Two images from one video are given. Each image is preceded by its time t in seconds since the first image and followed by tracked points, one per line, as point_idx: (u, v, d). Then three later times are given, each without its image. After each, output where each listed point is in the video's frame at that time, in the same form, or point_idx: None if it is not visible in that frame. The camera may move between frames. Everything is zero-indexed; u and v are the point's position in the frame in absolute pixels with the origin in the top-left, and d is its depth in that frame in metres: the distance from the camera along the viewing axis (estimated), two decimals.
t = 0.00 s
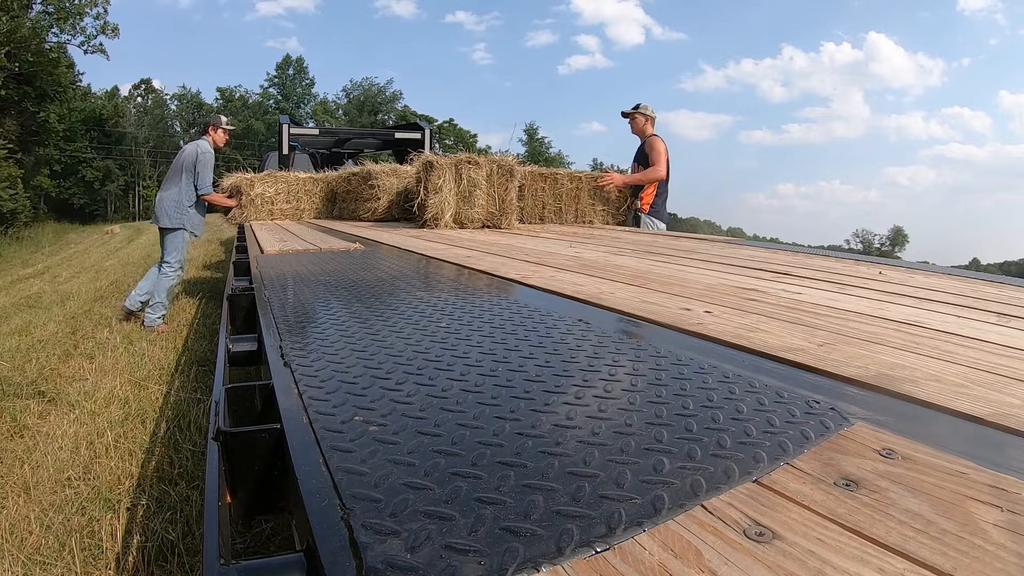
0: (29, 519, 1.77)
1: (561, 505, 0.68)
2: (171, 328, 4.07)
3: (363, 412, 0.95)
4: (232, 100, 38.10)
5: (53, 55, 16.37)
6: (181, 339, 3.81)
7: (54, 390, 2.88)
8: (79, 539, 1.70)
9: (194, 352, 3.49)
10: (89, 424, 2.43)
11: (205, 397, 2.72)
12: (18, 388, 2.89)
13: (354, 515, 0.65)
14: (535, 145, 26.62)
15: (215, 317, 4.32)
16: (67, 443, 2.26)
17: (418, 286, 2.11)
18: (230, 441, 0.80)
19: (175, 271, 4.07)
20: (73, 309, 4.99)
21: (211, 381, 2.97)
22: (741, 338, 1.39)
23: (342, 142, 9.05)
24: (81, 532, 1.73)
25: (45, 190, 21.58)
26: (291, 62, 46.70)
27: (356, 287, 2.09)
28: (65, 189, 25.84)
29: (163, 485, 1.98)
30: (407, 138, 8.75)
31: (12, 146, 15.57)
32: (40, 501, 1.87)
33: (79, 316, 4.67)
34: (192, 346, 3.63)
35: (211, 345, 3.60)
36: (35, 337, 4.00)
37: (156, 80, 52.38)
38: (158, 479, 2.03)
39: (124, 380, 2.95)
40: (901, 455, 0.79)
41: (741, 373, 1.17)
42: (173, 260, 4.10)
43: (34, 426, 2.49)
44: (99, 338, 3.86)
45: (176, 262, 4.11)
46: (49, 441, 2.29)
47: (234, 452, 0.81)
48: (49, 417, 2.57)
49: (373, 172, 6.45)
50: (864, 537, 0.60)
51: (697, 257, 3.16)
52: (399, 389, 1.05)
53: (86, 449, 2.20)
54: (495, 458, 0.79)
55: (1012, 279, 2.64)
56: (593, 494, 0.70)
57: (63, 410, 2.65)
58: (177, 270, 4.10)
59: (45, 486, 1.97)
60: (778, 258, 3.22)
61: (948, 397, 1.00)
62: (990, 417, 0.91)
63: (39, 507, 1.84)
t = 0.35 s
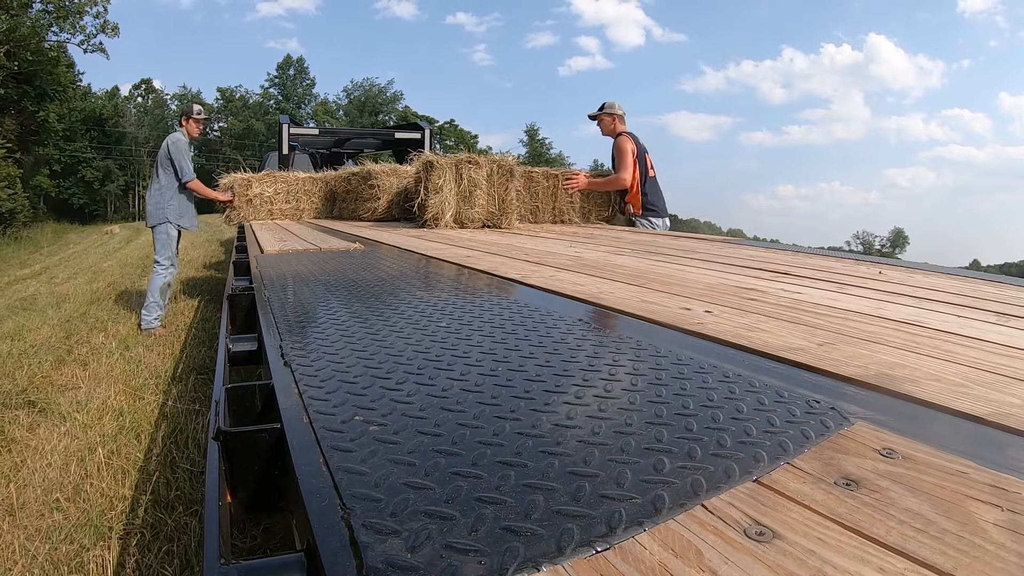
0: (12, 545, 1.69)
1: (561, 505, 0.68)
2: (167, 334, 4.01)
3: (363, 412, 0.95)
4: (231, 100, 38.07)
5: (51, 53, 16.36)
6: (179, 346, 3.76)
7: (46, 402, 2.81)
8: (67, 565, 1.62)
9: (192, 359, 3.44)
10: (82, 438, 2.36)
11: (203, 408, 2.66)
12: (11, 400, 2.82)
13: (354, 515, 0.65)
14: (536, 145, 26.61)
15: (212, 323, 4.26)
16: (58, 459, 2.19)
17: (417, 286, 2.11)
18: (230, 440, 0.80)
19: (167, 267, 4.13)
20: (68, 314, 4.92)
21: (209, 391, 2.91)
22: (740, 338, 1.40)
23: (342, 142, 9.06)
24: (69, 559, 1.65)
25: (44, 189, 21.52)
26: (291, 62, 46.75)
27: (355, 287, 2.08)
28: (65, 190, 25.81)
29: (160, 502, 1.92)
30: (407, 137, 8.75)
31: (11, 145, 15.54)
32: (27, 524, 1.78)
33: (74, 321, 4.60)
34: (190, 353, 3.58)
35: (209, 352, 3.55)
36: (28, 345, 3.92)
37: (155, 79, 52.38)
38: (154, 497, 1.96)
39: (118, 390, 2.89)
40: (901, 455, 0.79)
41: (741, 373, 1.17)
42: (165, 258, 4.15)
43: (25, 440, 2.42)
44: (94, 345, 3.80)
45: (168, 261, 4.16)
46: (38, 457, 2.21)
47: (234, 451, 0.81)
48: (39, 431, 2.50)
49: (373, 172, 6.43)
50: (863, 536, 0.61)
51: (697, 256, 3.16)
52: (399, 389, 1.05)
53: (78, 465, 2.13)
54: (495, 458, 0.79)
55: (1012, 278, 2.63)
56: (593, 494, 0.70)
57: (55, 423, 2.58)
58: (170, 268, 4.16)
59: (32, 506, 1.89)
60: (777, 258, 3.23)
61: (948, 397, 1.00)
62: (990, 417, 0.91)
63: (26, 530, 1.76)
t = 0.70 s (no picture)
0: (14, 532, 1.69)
1: (561, 505, 0.68)
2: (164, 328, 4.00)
3: (363, 412, 0.95)
4: (231, 99, 37.95)
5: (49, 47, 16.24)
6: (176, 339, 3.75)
7: (39, 392, 2.79)
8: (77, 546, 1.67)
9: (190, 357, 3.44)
10: (79, 426, 2.36)
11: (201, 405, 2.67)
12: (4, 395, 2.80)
13: (353, 515, 0.65)
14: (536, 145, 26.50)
15: (210, 321, 4.27)
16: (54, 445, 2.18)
17: (417, 285, 2.11)
18: (231, 440, 0.80)
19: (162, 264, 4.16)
20: (61, 309, 4.90)
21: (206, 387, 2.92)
22: (740, 338, 1.40)
23: (342, 143, 9.07)
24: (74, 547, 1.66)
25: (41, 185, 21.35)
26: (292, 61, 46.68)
27: (355, 287, 2.08)
28: (63, 187, 25.67)
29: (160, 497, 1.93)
30: (407, 137, 8.76)
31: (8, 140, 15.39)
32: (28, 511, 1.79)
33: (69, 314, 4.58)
34: (188, 349, 3.58)
35: (207, 351, 3.56)
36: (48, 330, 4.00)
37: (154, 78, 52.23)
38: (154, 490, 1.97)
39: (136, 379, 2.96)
40: (901, 456, 0.79)
41: (740, 373, 1.17)
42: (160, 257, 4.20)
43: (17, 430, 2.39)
44: (88, 336, 3.78)
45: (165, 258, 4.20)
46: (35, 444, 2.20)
47: (234, 451, 0.81)
48: (35, 419, 2.48)
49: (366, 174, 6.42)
50: (864, 537, 0.60)
51: (697, 257, 3.17)
52: (399, 389, 1.05)
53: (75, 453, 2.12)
54: (495, 458, 0.79)
55: (1011, 279, 2.64)
56: (593, 495, 0.70)
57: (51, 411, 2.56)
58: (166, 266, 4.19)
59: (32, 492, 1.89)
60: (777, 259, 3.23)
61: (948, 398, 1.01)
62: (989, 418, 0.91)
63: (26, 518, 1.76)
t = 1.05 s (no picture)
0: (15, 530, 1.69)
1: (561, 505, 0.68)
2: (165, 329, 4.00)
3: (363, 412, 0.95)
4: (231, 97, 37.82)
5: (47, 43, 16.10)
6: (177, 340, 3.74)
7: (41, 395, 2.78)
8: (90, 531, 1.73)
9: (191, 357, 3.44)
10: (90, 422, 2.42)
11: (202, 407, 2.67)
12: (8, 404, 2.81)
13: (353, 515, 0.65)
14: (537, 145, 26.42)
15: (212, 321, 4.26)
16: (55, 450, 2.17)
17: (417, 285, 2.10)
18: (231, 440, 0.80)
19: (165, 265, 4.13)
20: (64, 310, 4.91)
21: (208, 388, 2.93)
22: (741, 338, 1.40)
23: (342, 142, 9.05)
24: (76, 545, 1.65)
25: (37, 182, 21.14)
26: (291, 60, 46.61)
27: (355, 286, 2.08)
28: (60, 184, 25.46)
29: (160, 502, 1.92)
30: (407, 137, 8.75)
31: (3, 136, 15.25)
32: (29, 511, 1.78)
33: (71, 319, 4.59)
34: (189, 349, 3.58)
35: (209, 350, 3.55)
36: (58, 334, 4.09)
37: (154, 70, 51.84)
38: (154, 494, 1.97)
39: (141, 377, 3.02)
40: (901, 455, 0.79)
41: (741, 373, 1.17)
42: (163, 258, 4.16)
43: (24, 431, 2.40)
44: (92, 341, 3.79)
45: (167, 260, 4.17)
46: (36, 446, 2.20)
47: (234, 451, 0.81)
48: (35, 421, 2.48)
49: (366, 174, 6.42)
50: (864, 537, 0.60)
51: (697, 257, 3.16)
52: (398, 389, 1.05)
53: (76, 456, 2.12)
54: (495, 458, 0.79)
55: (1011, 280, 2.64)
56: (593, 494, 0.70)
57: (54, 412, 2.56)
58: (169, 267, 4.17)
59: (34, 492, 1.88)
60: (777, 258, 3.22)
61: (948, 397, 1.00)
62: (990, 418, 0.91)
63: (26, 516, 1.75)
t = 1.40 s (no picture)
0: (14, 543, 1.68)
1: (561, 504, 0.68)
2: (166, 332, 3.97)
3: (363, 411, 0.95)
4: (230, 97, 37.73)
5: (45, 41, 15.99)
6: (178, 343, 3.72)
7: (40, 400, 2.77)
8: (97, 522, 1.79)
9: (193, 357, 3.47)
10: (94, 422, 2.48)
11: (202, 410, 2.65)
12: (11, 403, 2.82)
13: (353, 514, 0.65)
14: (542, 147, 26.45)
15: (213, 324, 4.23)
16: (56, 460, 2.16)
17: (417, 286, 2.10)
18: (231, 439, 0.80)
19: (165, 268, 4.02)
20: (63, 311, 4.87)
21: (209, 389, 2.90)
22: (741, 338, 1.39)
23: (342, 142, 9.05)
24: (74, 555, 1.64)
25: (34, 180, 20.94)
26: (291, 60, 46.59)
27: (355, 287, 2.07)
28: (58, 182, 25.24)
29: (161, 507, 1.91)
30: (407, 137, 8.75)
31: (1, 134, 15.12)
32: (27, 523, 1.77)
33: (71, 320, 4.56)
34: (189, 352, 3.56)
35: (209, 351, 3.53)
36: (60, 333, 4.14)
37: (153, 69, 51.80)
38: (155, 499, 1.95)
39: (144, 375, 3.08)
40: (901, 455, 0.79)
41: (741, 373, 1.17)
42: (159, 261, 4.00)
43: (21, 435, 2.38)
44: (92, 343, 3.76)
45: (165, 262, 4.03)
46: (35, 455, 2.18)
47: (234, 451, 0.81)
48: (43, 418, 2.54)
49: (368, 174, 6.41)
50: (863, 537, 0.61)
51: (697, 257, 3.16)
52: (398, 389, 1.05)
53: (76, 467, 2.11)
54: (495, 458, 0.79)
55: (1010, 280, 2.64)
56: (593, 494, 0.70)
57: (53, 416, 2.55)
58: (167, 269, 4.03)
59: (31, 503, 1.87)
60: (777, 258, 3.23)
61: (947, 397, 1.00)
62: (989, 418, 0.91)
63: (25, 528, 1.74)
